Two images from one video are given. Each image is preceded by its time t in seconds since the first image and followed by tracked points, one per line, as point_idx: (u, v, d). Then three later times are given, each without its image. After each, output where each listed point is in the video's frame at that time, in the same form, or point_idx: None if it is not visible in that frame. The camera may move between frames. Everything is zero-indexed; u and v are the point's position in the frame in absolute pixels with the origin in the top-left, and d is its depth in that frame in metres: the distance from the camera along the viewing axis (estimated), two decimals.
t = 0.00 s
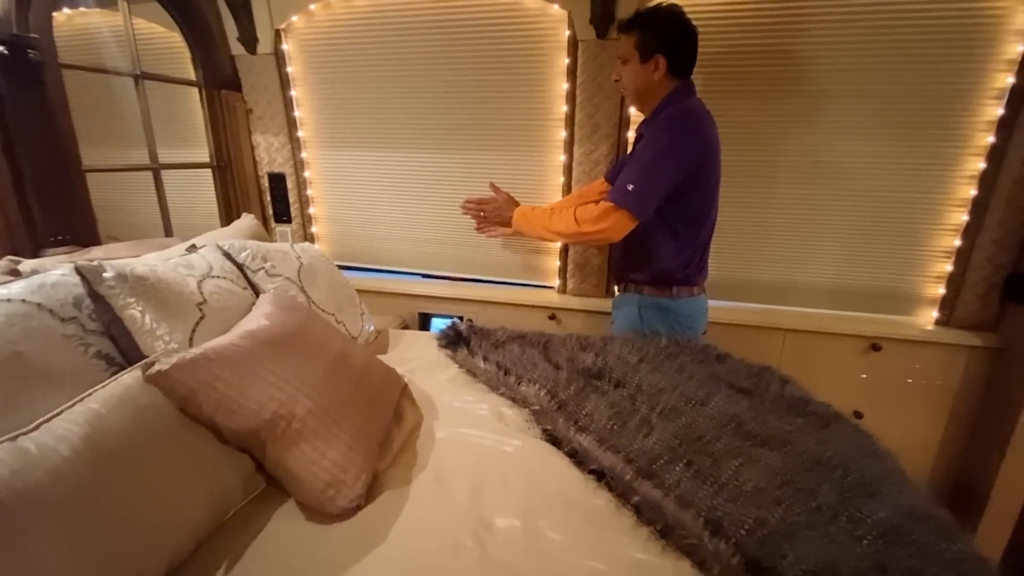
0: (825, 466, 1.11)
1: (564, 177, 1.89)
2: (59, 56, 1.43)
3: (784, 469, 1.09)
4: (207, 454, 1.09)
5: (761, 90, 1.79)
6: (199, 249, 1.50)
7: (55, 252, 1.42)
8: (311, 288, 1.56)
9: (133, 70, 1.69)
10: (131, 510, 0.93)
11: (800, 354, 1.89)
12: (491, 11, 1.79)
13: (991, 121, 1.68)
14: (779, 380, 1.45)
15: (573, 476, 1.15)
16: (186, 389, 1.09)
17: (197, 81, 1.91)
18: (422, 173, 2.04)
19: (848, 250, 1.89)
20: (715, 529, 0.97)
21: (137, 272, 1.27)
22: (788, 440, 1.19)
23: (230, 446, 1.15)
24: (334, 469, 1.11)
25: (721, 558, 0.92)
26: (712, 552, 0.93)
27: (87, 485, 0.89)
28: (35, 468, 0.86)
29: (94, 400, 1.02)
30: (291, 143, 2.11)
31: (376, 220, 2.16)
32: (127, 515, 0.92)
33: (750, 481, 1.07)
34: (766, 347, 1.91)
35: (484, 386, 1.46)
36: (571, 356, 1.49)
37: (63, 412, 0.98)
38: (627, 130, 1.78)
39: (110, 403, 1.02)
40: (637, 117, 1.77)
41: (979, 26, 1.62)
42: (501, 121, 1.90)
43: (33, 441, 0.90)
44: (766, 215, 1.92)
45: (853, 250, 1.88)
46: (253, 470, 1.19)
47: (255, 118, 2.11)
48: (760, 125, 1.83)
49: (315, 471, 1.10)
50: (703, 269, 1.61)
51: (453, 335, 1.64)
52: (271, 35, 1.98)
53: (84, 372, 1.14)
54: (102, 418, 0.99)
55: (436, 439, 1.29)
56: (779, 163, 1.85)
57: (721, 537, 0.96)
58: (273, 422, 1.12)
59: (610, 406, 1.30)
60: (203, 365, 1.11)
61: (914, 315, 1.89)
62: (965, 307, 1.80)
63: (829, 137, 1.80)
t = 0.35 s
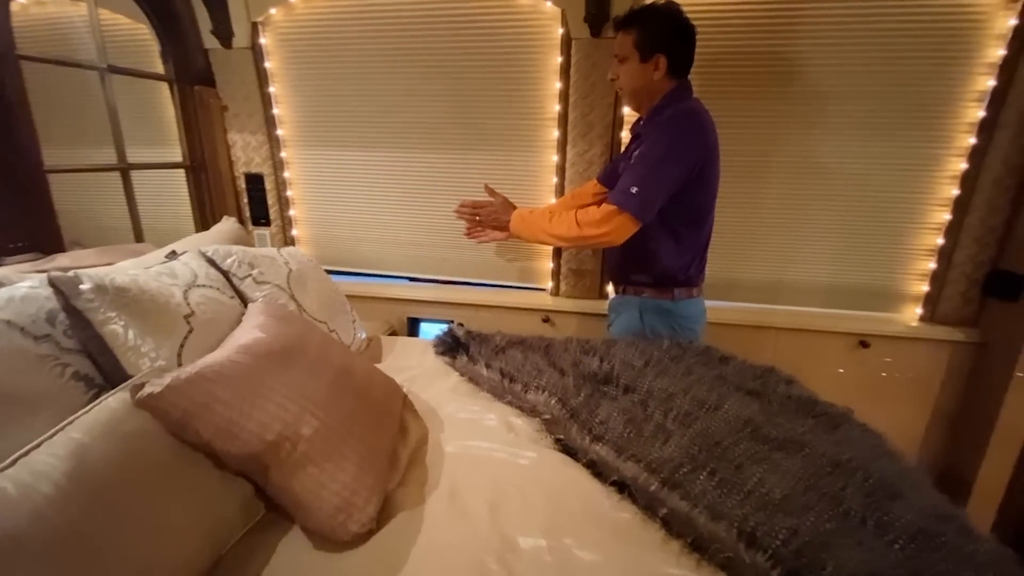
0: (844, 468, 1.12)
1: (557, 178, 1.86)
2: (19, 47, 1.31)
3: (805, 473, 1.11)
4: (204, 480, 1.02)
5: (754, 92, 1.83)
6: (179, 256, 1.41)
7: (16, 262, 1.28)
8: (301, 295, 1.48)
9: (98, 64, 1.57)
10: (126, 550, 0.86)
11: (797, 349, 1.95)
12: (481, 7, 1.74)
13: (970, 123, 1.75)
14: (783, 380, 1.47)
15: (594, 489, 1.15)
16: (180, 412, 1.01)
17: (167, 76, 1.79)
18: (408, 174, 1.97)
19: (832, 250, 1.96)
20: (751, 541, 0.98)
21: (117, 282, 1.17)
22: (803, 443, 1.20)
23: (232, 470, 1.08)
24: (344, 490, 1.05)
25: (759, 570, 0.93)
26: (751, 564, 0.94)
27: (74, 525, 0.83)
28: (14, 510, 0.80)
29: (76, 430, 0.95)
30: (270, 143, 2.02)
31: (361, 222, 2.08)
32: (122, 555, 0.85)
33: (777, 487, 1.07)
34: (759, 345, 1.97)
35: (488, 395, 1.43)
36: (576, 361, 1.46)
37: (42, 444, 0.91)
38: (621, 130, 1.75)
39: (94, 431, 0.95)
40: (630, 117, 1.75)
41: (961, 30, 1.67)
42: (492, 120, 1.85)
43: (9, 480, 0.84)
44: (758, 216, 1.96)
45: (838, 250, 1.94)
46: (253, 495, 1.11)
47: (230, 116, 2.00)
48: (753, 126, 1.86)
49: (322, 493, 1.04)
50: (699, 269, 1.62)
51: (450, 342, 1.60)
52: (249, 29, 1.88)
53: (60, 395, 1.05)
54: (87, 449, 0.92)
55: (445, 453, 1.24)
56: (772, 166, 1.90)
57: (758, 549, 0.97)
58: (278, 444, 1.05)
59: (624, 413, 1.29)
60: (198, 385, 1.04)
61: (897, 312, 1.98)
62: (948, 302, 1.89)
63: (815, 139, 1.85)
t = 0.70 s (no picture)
0: (838, 459, 1.16)
1: (539, 177, 1.85)
2: None
3: (801, 467, 1.13)
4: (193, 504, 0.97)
5: (731, 90, 1.86)
6: (151, 263, 1.32)
7: None
8: (282, 302, 1.43)
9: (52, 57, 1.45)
10: None
11: (774, 341, 2.03)
12: (461, 4, 1.70)
13: (932, 124, 1.85)
14: (769, 374, 1.51)
15: (597, 492, 1.17)
16: (167, 432, 0.96)
17: (124, 70, 1.69)
18: (386, 173, 1.92)
19: (805, 246, 2.02)
20: (758, 537, 1.01)
21: (88, 292, 1.08)
22: (796, 436, 1.23)
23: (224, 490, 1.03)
24: (343, 506, 1.02)
25: (767, 566, 0.96)
26: (759, 561, 0.97)
27: (55, 562, 0.78)
28: None
29: (52, 456, 0.88)
30: (240, 142, 1.94)
31: (337, 224, 2.03)
32: None
33: (777, 483, 1.09)
34: (735, 341, 2.05)
35: (482, 400, 1.43)
36: (569, 363, 1.46)
37: (14, 474, 0.85)
38: (602, 130, 1.76)
39: (72, 456, 0.89)
40: (611, 116, 1.75)
41: (927, 34, 1.75)
42: (473, 119, 1.82)
43: None
44: (736, 213, 2.01)
45: (811, 246, 2.02)
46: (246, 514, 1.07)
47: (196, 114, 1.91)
48: (730, 125, 1.90)
49: (321, 509, 1.00)
50: (685, 270, 1.65)
51: (437, 347, 1.59)
52: (214, 22, 1.79)
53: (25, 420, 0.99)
54: (66, 477, 0.86)
55: (442, 462, 1.23)
56: (748, 160, 1.93)
57: (765, 546, 0.99)
58: (273, 461, 1.01)
59: (621, 415, 1.30)
60: (185, 403, 0.98)
61: (865, 305, 2.08)
62: (913, 296, 2.01)
63: (790, 138, 1.89)
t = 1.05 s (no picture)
0: (809, 446, 1.20)
1: (513, 177, 1.89)
2: None
3: (776, 454, 1.17)
4: (174, 520, 0.92)
5: (696, 92, 1.91)
6: (113, 269, 1.26)
7: None
8: (253, 307, 1.38)
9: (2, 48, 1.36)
10: None
11: (741, 334, 2.10)
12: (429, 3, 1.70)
13: (882, 126, 1.95)
14: (739, 366, 1.55)
15: (582, 487, 1.18)
16: (142, 445, 0.91)
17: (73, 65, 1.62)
18: (357, 174, 1.93)
19: (767, 242, 2.10)
20: (739, 523, 1.04)
21: (48, 301, 1.02)
22: (769, 425, 1.27)
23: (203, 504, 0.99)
24: (327, 513, 0.99)
25: (750, 552, 0.99)
26: (742, 547, 1.00)
27: None
28: None
29: (16, 476, 0.83)
30: (201, 141, 1.90)
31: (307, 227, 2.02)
32: None
33: (755, 471, 1.12)
34: (706, 334, 2.10)
35: (464, 401, 1.44)
36: (549, 361, 1.48)
37: None
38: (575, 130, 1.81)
39: (39, 475, 0.84)
40: (582, 117, 1.80)
41: (877, 39, 1.83)
42: (443, 119, 1.84)
43: None
44: (703, 211, 2.06)
45: (773, 242, 2.10)
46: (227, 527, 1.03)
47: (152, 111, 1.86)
48: (695, 125, 1.95)
49: (305, 518, 0.97)
50: (658, 270, 1.71)
51: (415, 348, 1.61)
52: (171, 15, 1.73)
53: None
54: (33, 497, 0.81)
55: (426, 465, 1.22)
56: (713, 160, 1.99)
57: (746, 532, 1.02)
58: (255, 472, 0.97)
59: (602, 410, 1.32)
60: (161, 415, 0.94)
61: (823, 298, 2.18)
62: (867, 288, 2.11)
63: (752, 137, 1.96)
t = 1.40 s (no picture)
0: (786, 435, 1.25)
1: (494, 177, 1.95)
2: None
3: (756, 444, 1.21)
4: (165, 528, 0.90)
5: (669, 95, 1.95)
6: (88, 273, 1.22)
7: None
8: (235, 311, 1.36)
9: None
10: None
11: (716, 329, 2.16)
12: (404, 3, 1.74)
13: (846, 127, 2.03)
14: (718, 360, 1.60)
15: (571, 481, 1.20)
16: (131, 453, 0.88)
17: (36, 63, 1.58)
18: (338, 176, 1.96)
19: (740, 239, 2.16)
20: (722, 510, 1.08)
21: (25, 307, 0.98)
22: (748, 415, 1.31)
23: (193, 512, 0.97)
24: (321, 516, 0.98)
25: (733, 536, 1.03)
26: (725, 532, 1.04)
27: None
28: None
29: None
30: (172, 141, 1.88)
31: (286, 229, 2.04)
32: None
33: (736, 459, 1.16)
34: (685, 329, 2.16)
35: (451, 400, 1.46)
36: (534, 359, 1.51)
37: None
38: (555, 131, 1.89)
39: (24, 486, 0.81)
40: (561, 119, 1.87)
41: (841, 45, 1.91)
42: (421, 120, 1.88)
43: None
44: (678, 210, 2.11)
45: (745, 239, 2.16)
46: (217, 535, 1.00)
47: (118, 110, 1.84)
48: (668, 127, 2.00)
49: (299, 522, 0.96)
50: (637, 268, 1.74)
51: (401, 350, 1.64)
52: (139, 11, 1.72)
53: None
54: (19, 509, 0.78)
55: (417, 464, 1.22)
56: (688, 161, 2.05)
57: (730, 518, 1.06)
58: (247, 476, 0.96)
59: (588, 405, 1.34)
60: (150, 421, 0.92)
61: (793, 292, 2.25)
62: (834, 282, 2.19)
63: (723, 138, 2.02)
